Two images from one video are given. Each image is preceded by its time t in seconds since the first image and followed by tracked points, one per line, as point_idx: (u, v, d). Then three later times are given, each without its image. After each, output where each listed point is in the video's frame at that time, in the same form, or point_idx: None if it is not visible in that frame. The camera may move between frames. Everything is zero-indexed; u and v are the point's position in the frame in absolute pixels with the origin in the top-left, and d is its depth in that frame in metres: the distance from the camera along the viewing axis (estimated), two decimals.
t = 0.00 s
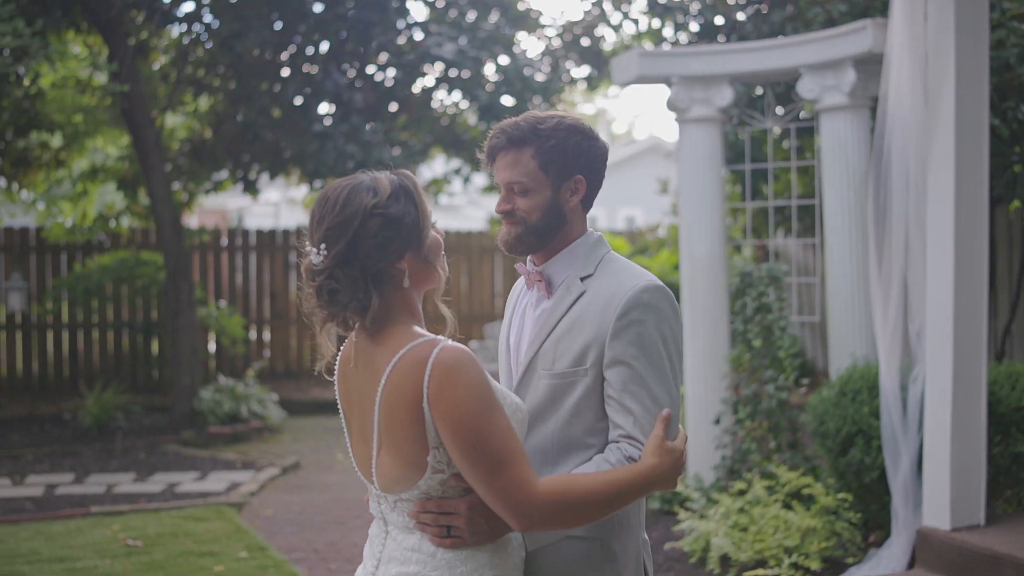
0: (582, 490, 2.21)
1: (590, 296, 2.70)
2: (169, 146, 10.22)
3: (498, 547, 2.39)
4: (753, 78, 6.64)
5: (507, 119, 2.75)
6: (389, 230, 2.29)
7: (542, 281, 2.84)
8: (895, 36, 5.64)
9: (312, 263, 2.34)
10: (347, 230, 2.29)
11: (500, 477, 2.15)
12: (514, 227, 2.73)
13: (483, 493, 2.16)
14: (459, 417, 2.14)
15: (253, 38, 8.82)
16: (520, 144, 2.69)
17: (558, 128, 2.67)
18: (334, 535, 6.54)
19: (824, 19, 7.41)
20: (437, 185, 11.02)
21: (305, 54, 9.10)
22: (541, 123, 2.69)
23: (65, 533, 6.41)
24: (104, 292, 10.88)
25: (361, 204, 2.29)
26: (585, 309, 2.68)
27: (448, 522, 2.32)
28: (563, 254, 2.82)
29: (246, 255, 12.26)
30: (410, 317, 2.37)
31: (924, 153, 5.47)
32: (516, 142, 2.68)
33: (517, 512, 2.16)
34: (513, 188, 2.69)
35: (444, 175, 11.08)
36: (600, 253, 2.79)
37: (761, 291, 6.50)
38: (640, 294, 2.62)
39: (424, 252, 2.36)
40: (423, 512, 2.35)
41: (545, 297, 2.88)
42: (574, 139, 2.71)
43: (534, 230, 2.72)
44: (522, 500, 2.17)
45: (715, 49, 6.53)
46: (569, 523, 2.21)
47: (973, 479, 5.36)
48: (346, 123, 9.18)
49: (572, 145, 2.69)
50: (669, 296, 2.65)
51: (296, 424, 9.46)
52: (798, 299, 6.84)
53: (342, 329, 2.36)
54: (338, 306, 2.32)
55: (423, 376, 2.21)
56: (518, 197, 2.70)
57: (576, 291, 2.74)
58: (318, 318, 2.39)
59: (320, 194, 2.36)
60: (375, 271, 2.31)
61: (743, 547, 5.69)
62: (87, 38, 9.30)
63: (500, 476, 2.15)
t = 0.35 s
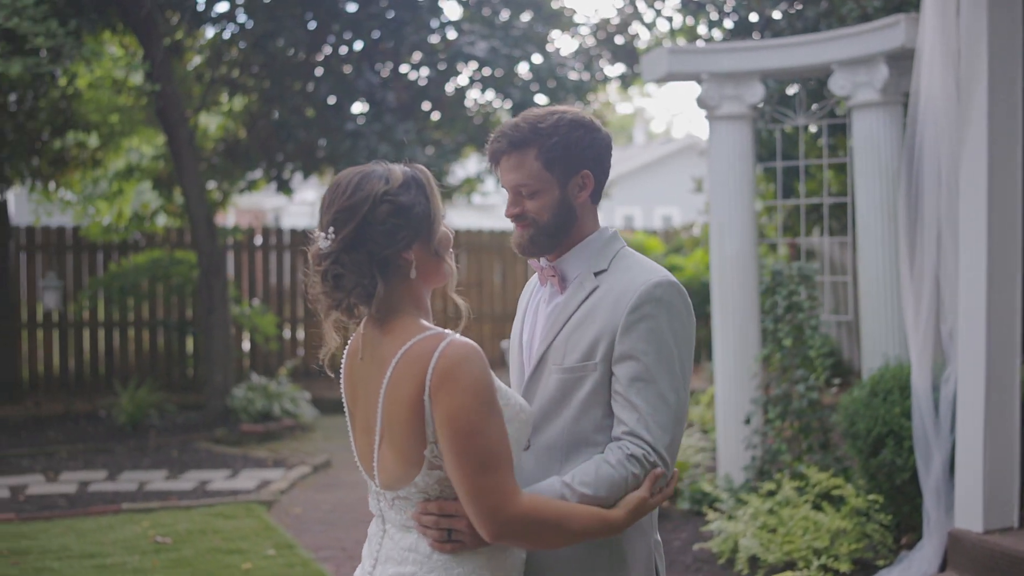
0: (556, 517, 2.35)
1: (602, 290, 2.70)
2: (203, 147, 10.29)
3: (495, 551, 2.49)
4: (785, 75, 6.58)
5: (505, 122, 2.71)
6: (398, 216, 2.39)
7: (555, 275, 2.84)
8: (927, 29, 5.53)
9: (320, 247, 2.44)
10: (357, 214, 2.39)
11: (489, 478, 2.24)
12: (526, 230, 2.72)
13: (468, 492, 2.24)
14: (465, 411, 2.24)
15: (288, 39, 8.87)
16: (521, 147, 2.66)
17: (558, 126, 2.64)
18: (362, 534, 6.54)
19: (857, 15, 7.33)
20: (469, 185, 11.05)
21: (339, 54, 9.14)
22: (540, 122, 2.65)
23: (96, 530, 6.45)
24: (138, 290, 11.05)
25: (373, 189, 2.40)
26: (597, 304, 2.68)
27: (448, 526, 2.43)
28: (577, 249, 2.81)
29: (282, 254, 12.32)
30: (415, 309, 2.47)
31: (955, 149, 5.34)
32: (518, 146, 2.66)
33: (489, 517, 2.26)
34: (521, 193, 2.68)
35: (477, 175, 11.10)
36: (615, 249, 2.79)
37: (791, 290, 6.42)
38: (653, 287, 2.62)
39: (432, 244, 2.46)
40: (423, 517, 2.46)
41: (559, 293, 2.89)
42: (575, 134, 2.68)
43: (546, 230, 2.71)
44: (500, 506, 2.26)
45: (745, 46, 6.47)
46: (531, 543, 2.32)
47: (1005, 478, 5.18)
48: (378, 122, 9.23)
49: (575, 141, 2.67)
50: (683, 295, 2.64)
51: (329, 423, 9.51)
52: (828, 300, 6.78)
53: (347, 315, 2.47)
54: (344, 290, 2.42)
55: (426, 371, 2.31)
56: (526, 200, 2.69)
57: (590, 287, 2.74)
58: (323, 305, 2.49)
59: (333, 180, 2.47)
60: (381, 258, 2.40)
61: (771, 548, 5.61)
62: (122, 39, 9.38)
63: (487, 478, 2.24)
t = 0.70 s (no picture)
0: (554, 517, 2.40)
1: (634, 287, 2.71)
2: (239, 148, 10.54)
3: (499, 553, 2.52)
4: (818, 72, 6.52)
5: (509, 152, 2.71)
6: (415, 212, 2.40)
7: (589, 273, 2.82)
8: (960, 25, 5.44)
9: (335, 233, 2.47)
10: (373, 203, 2.41)
11: (493, 477, 2.29)
12: (562, 249, 2.75)
13: (472, 490, 2.29)
14: (470, 411, 2.27)
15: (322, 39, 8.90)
16: (531, 173, 2.66)
17: (561, 142, 2.63)
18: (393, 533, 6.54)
19: (893, 12, 7.26)
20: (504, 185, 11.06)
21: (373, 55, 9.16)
22: (541, 143, 2.65)
23: (129, 527, 6.50)
24: (174, 290, 11.27)
25: (394, 181, 2.42)
26: (629, 298, 2.70)
27: (457, 528, 2.47)
28: (612, 247, 2.80)
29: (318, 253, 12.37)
30: (425, 308, 2.48)
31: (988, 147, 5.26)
32: (529, 172, 2.66)
33: (488, 516, 2.31)
34: (546, 216, 2.69)
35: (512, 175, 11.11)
36: (651, 248, 2.79)
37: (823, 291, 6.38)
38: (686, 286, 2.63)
39: (446, 243, 2.46)
40: (432, 520, 2.49)
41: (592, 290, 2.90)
42: (581, 140, 2.66)
43: (581, 242, 2.74)
44: (500, 505, 2.31)
45: (779, 43, 6.41)
46: (529, 543, 2.38)
47: None
48: (413, 122, 9.06)
49: (582, 151, 2.65)
50: (715, 295, 2.65)
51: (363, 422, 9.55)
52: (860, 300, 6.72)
53: (353, 306, 2.48)
54: (350, 278, 2.44)
55: (432, 368, 2.34)
56: (553, 221, 2.70)
57: (624, 283, 2.75)
58: (327, 292, 2.50)
59: (356, 170, 2.49)
60: (392, 252, 2.42)
61: (802, 550, 5.56)
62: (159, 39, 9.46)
63: (491, 477, 2.29)
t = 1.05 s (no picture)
0: (566, 518, 2.35)
1: (652, 287, 2.67)
2: (275, 148, 10.62)
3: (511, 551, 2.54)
4: (851, 70, 6.47)
5: (530, 143, 2.67)
6: (434, 209, 2.41)
7: (608, 272, 2.79)
8: (992, 22, 5.36)
9: (353, 228, 2.47)
10: (392, 199, 2.41)
11: (506, 477, 2.24)
12: (577, 244, 2.71)
13: (482, 489, 2.24)
14: (483, 408, 2.23)
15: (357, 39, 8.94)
16: (549, 165, 2.62)
17: (582, 137, 2.59)
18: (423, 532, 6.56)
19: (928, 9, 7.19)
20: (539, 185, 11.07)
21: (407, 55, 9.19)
22: (561, 138, 2.61)
23: (162, 524, 6.56)
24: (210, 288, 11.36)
25: (414, 177, 2.42)
26: (648, 298, 2.66)
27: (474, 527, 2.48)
28: (630, 247, 2.76)
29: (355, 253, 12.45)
30: (442, 304, 2.48)
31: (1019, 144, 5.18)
32: (547, 165, 2.61)
33: (500, 516, 2.26)
34: (562, 209, 2.65)
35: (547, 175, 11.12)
36: (668, 248, 2.74)
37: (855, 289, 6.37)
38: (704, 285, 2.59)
39: (464, 241, 2.46)
40: (447, 517, 2.50)
41: (609, 290, 2.86)
42: (601, 137, 2.63)
43: (598, 238, 2.69)
44: (511, 506, 2.26)
45: (812, 41, 6.35)
46: (538, 543, 2.33)
47: None
48: (447, 122, 9.01)
49: (601, 148, 2.61)
50: (733, 293, 2.60)
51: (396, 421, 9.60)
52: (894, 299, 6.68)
53: (368, 301, 2.48)
54: (367, 272, 2.43)
55: (446, 363, 2.32)
56: (570, 216, 2.66)
57: (642, 282, 2.70)
58: (344, 286, 2.50)
59: (376, 164, 2.50)
60: (409, 248, 2.42)
61: (832, 552, 5.47)
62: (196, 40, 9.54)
63: (502, 477, 2.24)
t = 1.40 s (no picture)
0: (579, 522, 2.34)
1: (659, 289, 2.67)
2: (318, 148, 10.70)
3: (523, 554, 2.53)
4: (891, 68, 6.39)
5: (561, 122, 2.71)
6: (457, 209, 2.41)
7: (613, 275, 2.80)
8: None
9: (377, 229, 2.47)
10: (416, 199, 2.42)
11: (520, 479, 2.24)
12: (585, 232, 2.71)
13: (496, 491, 2.25)
14: (506, 409, 2.24)
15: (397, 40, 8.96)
16: (578, 146, 2.64)
17: (615, 124, 2.63)
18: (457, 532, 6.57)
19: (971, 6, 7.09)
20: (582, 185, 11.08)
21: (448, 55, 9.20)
22: (594, 121, 2.63)
23: (201, 522, 6.61)
24: (253, 288, 11.44)
25: (437, 178, 2.42)
26: (656, 299, 2.66)
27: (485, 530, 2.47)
28: (637, 248, 2.77)
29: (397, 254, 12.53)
30: (463, 305, 2.48)
31: None
32: (575, 144, 2.64)
33: (512, 519, 2.26)
34: (579, 191, 2.66)
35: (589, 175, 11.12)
36: (676, 249, 2.75)
37: (895, 290, 6.29)
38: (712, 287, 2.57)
39: (487, 243, 2.46)
40: (459, 517, 2.49)
41: (616, 292, 2.86)
42: (632, 129, 2.65)
43: (608, 230, 2.70)
44: (523, 507, 2.26)
45: (852, 39, 6.30)
46: (550, 547, 2.33)
47: None
48: (488, 122, 9.00)
49: (632, 137, 2.64)
50: (740, 294, 2.58)
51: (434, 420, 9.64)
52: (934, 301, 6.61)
53: (394, 304, 2.48)
54: (392, 275, 2.43)
55: (467, 363, 2.33)
56: (585, 201, 2.67)
57: (650, 284, 2.70)
58: (371, 291, 2.50)
59: (401, 164, 2.50)
60: (432, 249, 2.42)
61: (867, 556, 5.44)
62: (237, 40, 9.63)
63: (514, 479, 2.24)
